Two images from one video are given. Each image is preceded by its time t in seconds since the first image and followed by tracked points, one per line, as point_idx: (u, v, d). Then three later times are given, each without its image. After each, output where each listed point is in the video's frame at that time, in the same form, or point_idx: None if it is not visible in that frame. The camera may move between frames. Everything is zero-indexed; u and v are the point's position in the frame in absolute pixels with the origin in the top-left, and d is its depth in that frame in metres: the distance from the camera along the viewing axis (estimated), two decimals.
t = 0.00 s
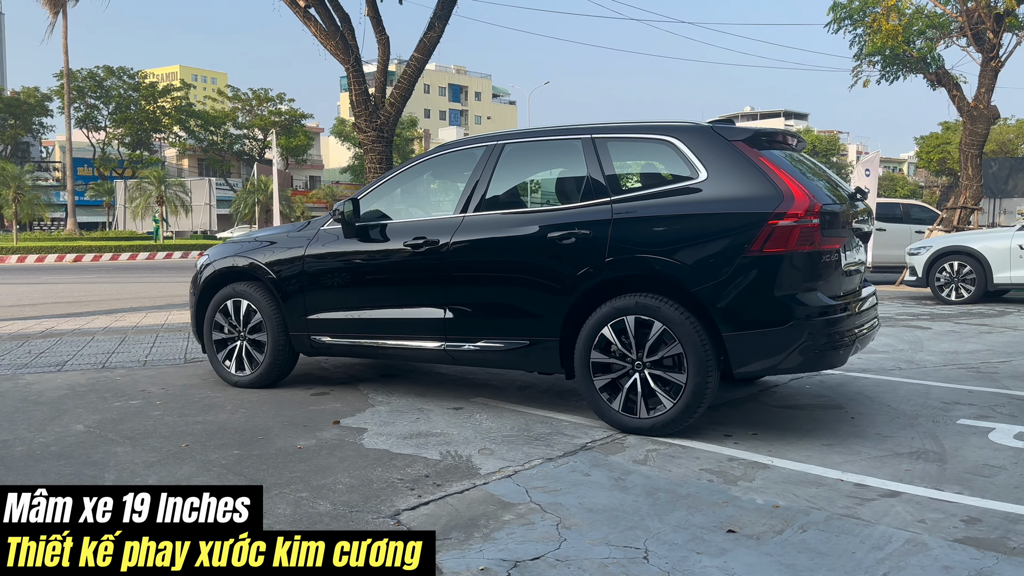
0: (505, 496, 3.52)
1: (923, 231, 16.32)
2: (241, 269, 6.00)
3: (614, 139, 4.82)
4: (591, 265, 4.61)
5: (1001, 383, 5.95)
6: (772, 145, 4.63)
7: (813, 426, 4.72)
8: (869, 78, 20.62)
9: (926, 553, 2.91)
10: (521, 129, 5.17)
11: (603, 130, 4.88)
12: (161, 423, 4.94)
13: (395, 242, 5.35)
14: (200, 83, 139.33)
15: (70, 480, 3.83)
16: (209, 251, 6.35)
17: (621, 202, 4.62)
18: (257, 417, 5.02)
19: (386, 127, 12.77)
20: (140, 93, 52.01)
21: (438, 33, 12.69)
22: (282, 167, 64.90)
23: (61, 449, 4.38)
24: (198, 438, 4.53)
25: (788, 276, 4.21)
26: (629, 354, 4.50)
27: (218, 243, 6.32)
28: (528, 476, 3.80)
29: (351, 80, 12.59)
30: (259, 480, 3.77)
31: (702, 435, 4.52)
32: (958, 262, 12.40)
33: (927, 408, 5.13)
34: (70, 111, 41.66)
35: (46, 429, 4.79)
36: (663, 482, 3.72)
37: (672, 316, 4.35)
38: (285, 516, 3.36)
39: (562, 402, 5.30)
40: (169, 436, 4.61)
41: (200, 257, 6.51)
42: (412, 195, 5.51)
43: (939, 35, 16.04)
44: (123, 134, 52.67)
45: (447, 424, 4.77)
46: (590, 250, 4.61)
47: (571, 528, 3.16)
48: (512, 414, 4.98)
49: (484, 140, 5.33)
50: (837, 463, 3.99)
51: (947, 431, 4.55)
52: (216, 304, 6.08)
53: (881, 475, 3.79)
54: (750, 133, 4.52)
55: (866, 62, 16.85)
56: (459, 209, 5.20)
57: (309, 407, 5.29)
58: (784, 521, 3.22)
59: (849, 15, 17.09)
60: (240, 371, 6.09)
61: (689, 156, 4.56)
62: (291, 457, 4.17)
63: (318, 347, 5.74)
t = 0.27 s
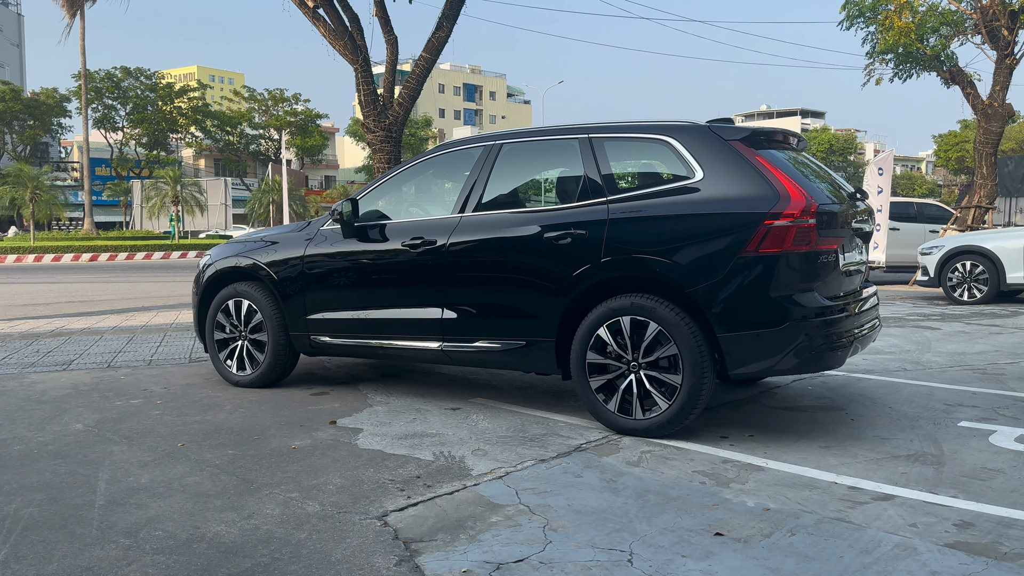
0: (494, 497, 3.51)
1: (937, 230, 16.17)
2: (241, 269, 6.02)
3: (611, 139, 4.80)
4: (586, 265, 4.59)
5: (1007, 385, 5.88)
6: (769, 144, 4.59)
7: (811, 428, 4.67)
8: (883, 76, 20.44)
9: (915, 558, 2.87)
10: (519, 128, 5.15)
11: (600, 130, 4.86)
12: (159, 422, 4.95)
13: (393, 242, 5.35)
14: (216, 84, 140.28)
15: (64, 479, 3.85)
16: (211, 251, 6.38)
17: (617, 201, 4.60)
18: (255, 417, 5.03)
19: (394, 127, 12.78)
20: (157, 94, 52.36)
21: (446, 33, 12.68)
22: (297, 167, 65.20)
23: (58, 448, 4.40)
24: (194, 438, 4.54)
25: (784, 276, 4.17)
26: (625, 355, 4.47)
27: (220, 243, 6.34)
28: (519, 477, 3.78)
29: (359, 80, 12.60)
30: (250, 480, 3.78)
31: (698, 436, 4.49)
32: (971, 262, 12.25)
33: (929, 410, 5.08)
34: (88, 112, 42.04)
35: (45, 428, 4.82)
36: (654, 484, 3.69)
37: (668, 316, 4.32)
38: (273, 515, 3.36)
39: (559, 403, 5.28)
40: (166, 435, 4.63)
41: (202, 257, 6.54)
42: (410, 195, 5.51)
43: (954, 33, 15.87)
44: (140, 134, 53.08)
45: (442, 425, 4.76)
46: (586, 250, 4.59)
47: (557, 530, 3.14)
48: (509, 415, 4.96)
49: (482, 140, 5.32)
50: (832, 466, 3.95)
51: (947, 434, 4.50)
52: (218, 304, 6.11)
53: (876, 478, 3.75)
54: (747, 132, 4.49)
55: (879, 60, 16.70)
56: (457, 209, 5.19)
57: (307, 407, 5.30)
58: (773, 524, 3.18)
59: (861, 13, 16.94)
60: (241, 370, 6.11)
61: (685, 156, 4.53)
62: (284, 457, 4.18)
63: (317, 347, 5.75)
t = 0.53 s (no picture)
0: (485, 499, 3.50)
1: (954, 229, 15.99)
2: (245, 269, 6.04)
3: (609, 139, 4.79)
4: (585, 266, 4.57)
5: (1015, 387, 5.80)
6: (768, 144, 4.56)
7: (812, 430, 4.63)
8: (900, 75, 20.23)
9: (906, 562, 2.83)
10: (519, 128, 5.15)
11: (599, 129, 4.85)
12: (160, 422, 4.98)
13: (394, 242, 5.35)
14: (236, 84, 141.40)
15: (61, 477, 3.88)
16: (216, 251, 6.41)
17: (615, 202, 4.58)
18: (255, 417, 5.05)
19: (404, 128, 12.80)
20: (176, 95, 52.80)
21: (457, 33, 12.69)
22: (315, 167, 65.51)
23: (58, 447, 4.44)
24: (193, 437, 4.57)
25: (782, 277, 4.13)
26: (623, 356, 4.45)
27: (224, 243, 6.37)
28: (512, 478, 3.77)
29: (369, 81, 12.64)
30: (245, 480, 3.79)
31: (696, 438, 4.46)
32: (986, 262, 12.09)
33: (933, 412, 5.02)
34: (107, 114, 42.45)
35: (47, 427, 4.86)
36: (647, 486, 3.67)
37: (665, 317, 4.29)
38: (264, 515, 3.37)
39: (560, 404, 5.26)
40: (166, 434, 4.66)
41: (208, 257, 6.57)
42: (411, 195, 5.51)
43: (971, 30, 15.68)
44: (159, 135, 53.54)
45: (440, 425, 4.76)
46: (584, 250, 4.57)
47: (546, 533, 3.12)
48: (508, 416, 4.95)
49: (482, 140, 5.32)
50: (829, 468, 3.91)
51: (949, 436, 4.44)
52: (222, 303, 6.14)
53: (873, 482, 3.70)
54: (746, 132, 4.46)
55: (894, 58, 16.53)
56: (456, 209, 5.19)
57: (308, 407, 5.31)
58: (765, 527, 3.16)
59: (877, 10, 16.77)
60: (245, 370, 6.14)
61: (684, 156, 4.50)
62: (280, 457, 4.19)
63: (319, 347, 5.77)
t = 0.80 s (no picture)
0: (478, 498, 3.51)
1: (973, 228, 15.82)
2: (251, 269, 6.08)
3: (609, 138, 4.78)
4: (584, 266, 4.56)
5: None
6: (769, 143, 4.53)
7: (814, 430, 4.59)
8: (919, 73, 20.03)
9: (896, 565, 2.81)
10: (519, 128, 5.15)
11: (599, 129, 4.84)
12: (164, 420, 5.03)
13: (396, 242, 5.37)
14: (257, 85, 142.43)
15: (63, 474, 3.93)
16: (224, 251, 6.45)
17: (615, 201, 4.57)
18: (258, 415, 5.08)
19: (417, 128, 12.85)
20: (198, 97, 53.29)
21: (469, 33, 12.71)
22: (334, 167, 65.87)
23: (63, 444, 4.49)
24: (195, 436, 4.61)
25: (781, 277, 4.11)
26: (622, 356, 4.44)
27: (231, 243, 6.42)
28: (507, 478, 3.77)
29: (382, 81, 12.68)
30: (242, 478, 3.82)
31: (695, 439, 4.44)
32: (1004, 262, 11.95)
33: (939, 413, 4.96)
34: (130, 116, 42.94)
35: (54, 425, 4.92)
36: (641, 486, 3.65)
37: (664, 317, 4.28)
38: (258, 512, 3.39)
39: (562, 404, 5.26)
40: (169, 432, 4.70)
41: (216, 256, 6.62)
42: (413, 195, 5.53)
43: (989, 27, 15.49)
44: (181, 136, 54.08)
45: (440, 425, 4.77)
46: (583, 250, 4.56)
47: (535, 533, 3.12)
48: (509, 415, 4.96)
49: (484, 140, 5.33)
50: (828, 470, 3.88)
51: (953, 438, 4.39)
52: (229, 303, 6.18)
53: (871, 483, 3.67)
54: (746, 131, 4.44)
55: (911, 56, 16.37)
56: (458, 208, 5.20)
57: (311, 406, 5.34)
58: (757, 528, 3.13)
59: (894, 8, 16.61)
60: (252, 369, 6.18)
61: (683, 155, 4.49)
62: (279, 455, 4.22)
63: (324, 347, 5.80)
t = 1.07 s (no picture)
0: (470, 495, 3.52)
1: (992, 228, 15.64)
2: (257, 268, 6.13)
3: (609, 137, 4.78)
4: (583, 264, 4.56)
5: None
6: (768, 142, 4.51)
7: (815, 430, 4.57)
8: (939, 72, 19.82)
9: (884, 565, 2.78)
10: (520, 127, 5.17)
11: (599, 128, 4.84)
12: (168, 417, 5.08)
13: (399, 241, 5.40)
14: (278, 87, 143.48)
15: (65, 469, 3.99)
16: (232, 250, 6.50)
17: (613, 200, 4.57)
18: (261, 413, 5.13)
19: (429, 128, 12.89)
20: (220, 98, 53.78)
21: (481, 34, 12.73)
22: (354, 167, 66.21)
23: (69, 440, 4.56)
24: (198, 432, 4.66)
25: (778, 276, 4.09)
26: (620, 355, 4.44)
27: (239, 243, 6.47)
28: (501, 476, 3.78)
29: (395, 81, 12.72)
30: (239, 474, 3.86)
31: (694, 438, 4.43)
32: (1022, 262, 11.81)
33: (944, 414, 4.92)
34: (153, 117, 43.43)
35: (61, 421, 5.00)
36: (635, 485, 3.65)
37: (662, 316, 4.27)
38: (252, 507, 3.43)
39: (563, 403, 5.26)
40: (172, 429, 4.75)
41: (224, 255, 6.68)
42: (415, 195, 5.56)
43: (1010, 24, 15.30)
44: (203, 137, 54.59)
45: (440, 423, 4.79)
46: (582, 248, 4.56)
47: (523, 530, 3.12)
48: (509, 414, 4.96)
49: (486, 139, 5.35)
50: (824, 470, 3.85)
51: (955, 439, 4.34)
52: (237, 301, 6.24)
53: (867, 483, 3.64)
54: (745, 129, 4.42)
55: (930, 54, 16.20)
56: (459, 208, 5.22)
57: (315, 404, 5.38)
58: (747, 528, 3.12)
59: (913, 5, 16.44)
60: (259, 367, 6.24)
61: (682, 153, 4.48)
62: (279, 451, 4.26)
63: (328, 345, 5.84)
